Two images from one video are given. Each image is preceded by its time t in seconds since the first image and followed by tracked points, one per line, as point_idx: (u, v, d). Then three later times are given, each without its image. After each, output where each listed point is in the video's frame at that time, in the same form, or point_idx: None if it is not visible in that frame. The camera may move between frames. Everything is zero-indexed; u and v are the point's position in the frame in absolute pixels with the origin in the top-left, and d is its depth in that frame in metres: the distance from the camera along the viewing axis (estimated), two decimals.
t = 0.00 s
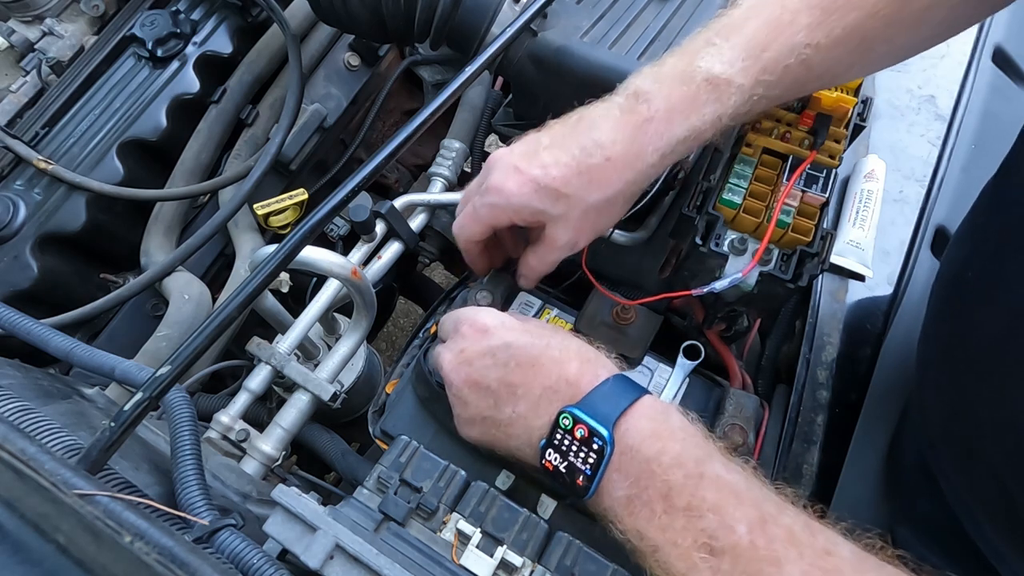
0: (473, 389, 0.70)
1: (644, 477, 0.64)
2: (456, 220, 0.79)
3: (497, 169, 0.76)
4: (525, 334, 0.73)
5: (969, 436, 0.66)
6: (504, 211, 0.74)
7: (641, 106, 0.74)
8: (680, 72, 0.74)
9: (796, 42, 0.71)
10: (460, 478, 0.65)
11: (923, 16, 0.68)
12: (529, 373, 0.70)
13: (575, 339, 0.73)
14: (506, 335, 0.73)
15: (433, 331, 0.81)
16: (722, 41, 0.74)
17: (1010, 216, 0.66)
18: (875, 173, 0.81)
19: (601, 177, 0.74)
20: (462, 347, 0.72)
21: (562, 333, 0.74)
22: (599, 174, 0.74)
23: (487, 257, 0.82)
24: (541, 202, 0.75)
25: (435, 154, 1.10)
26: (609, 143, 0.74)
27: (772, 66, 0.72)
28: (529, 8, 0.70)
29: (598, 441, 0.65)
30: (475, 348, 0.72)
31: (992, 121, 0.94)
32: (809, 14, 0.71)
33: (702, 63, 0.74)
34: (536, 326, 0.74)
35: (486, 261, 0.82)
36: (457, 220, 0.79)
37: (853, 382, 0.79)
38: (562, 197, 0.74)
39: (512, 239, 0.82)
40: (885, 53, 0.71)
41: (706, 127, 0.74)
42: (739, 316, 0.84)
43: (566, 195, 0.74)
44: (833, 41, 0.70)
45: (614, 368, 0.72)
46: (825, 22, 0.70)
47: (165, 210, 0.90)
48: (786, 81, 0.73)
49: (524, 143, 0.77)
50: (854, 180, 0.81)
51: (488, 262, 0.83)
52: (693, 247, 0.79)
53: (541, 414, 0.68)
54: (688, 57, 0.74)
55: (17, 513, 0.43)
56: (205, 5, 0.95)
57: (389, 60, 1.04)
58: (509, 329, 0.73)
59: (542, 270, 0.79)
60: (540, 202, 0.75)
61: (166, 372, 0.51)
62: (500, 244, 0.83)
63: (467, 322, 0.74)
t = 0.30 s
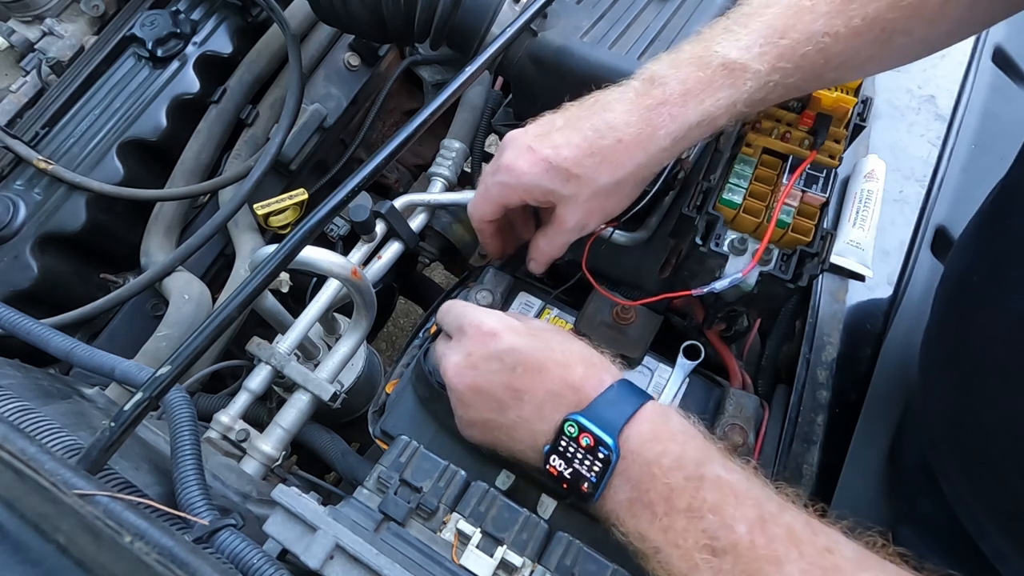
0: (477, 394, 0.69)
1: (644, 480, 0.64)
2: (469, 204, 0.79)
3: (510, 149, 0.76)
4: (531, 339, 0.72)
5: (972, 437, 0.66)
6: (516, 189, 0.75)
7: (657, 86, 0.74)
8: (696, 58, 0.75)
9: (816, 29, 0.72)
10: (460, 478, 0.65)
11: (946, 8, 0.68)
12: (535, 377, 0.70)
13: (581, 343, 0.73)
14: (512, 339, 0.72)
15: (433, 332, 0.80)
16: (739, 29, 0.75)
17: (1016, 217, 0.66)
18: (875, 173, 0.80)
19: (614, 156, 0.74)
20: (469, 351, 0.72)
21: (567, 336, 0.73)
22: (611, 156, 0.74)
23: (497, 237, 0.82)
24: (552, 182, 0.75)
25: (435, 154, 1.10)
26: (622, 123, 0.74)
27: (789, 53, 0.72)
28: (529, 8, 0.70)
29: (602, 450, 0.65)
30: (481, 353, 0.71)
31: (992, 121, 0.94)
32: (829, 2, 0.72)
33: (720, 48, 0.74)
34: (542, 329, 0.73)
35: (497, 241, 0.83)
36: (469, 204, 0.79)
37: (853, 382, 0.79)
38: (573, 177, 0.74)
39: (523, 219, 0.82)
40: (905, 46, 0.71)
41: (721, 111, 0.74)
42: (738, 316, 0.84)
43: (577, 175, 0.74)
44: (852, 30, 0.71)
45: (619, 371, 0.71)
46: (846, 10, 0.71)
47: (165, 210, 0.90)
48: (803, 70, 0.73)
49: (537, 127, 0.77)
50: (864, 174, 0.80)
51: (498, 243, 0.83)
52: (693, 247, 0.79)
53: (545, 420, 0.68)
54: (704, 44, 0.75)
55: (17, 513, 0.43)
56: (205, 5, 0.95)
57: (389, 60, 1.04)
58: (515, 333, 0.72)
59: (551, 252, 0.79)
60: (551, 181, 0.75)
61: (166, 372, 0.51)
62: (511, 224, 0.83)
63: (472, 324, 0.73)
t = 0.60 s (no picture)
0: (507, 393, 0.67)
1: (658, 470, 0.64)
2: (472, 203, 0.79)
3: (514, 146, 0.76)
4: (563, 339, 0.69)
5: (972, 436, 0.67)
6: (519, 186, 0.74)
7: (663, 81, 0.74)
8: (702, 54, 0.75)
9: (823, 26, 0.72)
10: (460, 478, 0.65)
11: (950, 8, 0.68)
12: (566, 378, 0.67)
13: (605, 341, 0.71)
14: (544, 339, 0.68)
15: (433, 331, 0.80)
16: (746, 25, 0.75)
17: (1016, 217, 0.66)
18: (876, 173, 0.80)
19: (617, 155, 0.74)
20: (501, 349, 0.68)
21: (591, 330, 0.71)
22: (615, 152, 0.74)
23: (502, 235, 0.81)
24: (556, 178, 0.74)
25: (435, 154, 1.10)
26: (627, 120, 0.74)
27: (796, 50, 0.72)
28: (530, 8, 0.70)
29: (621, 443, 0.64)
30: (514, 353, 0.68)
31: (992, 121, 0.94)
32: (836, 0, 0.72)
33: (727, 45, 0.74)
34: (567, 322, 0.71)
35: (501, 239, 0.82)
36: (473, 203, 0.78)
37: (852, 381, 0.79)
38: (577, 173, 0.74)
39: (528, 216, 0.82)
40: (911, 44, 0.71)
41: (728, 107, 0.74)
42: (739, 316, 0.84)
43: (581, 171, 0.74)
44: (859, 27, 0.71)
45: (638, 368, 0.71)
46: (853, 7, 0.71)
47: (165, 210, 0.90)
48: (810, 66, 0.72)
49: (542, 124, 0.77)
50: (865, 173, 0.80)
51: (502, 241, 0.82)
52: (693, 247, 0.79)
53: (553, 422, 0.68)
54: (710, 41, 0.75)
55: (17, 513, 0.43)
56: (205, 5, 0.95)
57: (388, 60, 1.04)
58: (548, 333, 0.69)
59: (553, 251, 0.78)
60: (555, 177, 0.74)
61: (166, 372, 0.51)
62: (515, 220, 0.82)
63: (499, 320, 0.69)
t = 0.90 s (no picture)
0: (528, 412, 0.67)
1: (680, 462, 0.64)
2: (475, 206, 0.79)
3: (514, 148, 0.76)
4: (574, 348, 0.66)
5: (971, 437, 0.67)
6: (519, 188, 0.74)
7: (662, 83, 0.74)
8: (701, 54, 0.75)
9: (821, 26, 0.72)
10: (460, 478, 0.65)
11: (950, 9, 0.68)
12: (583, 383, 0.66)
13: (613, 334, 0.69)
14: (555, 351, 0.66)
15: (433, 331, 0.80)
16: (745, 26, 0.75)
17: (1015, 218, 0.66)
18: (876, 173, 0.80)
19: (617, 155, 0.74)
20: (515, 373, 0.66)
21: (596, 327, 0.69)
22: (615, 152, 0.74)
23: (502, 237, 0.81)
24: (555, 179, 0.74)
25: (435, 154, 1.10)
26: (626, 120, 0.74)
27: (795, 50, 0.72)
28: (530, 8, 0.70)
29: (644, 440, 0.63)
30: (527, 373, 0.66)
31: (992, 120, 0.94)
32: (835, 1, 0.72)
33: (725, 46, 0.74)
34: (575, 319, 0.69)
35: (501, 241, 0.82)
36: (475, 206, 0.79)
37: (852, 381, 0.79)
38: (576, 174, 0.74)
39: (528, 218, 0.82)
40: (910, 46, 0.71)
41: (727, 107, 0.73)
42: (738, 316, 0.83)
43: (580, 172, 0.74)
44: (858, 28, 0.71)
45: (651, 357, 0.70)
46: (852, 7, 0.71)
47: (165, 210, 0.90)
48: (809, 66, 0.72)
49: (541, 127, 0.77)
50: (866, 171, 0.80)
51: (502, 243, 0.82)
52: (693, 247, 0.79)
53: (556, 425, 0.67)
54: (709, 41, 0.75)
55: (17, 513, 0.43)
56: (206, 5, 0.95)
57: (389, 60, 1.04)
58: (557, 343, 0.67)
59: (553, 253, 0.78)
60: (555, 179, 0.74)
61: (166, 372, 0.51)
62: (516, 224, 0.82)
63: (507, 345, 0.67)
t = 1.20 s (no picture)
0: (531, 424, 0.67)
1: (691, 480, 0.62)
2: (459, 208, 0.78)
3: (499, 148, 0.76)
4: (571, 364, 0.66)
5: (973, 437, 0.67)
6: (501, 186, 0.73)
7: (649, 82, 0.74)
8: (687, 53, 0.75)
9: (807, 24, 0.71)
10: (460, 478, 0.65)
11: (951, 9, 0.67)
12: (584, 399, 0.66)
13: (619, 341, 0.68)
14: (558, 367, 0.67)
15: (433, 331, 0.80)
16: (731, 25, 0.75)
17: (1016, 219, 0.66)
18: (875, 173, 0.81)
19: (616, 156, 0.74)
20: (511, 390, 0.67)
21: (600, 336, 0.68)
22: (601, 150, 0.73)
23: (484, 243, 0.81)
24: (539, 176, 0.73)
25: (435, 154, 1.10)
26: (612, 117, 0.73)
27: (781, 47, 0.72)
28: (530, 9, 0.70)
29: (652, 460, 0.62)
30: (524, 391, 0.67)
31: (992, 120, 0.94)
32: None
33: (710, 43, 0.74)
34: (583, 329, 0.68)
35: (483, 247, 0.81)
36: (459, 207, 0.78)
37: (852, 381, 0.79)
38: (561, 170, 0.73)
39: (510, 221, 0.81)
40: (901, 47, 0.70)
41: (712, 103, 0.73)
42: (738, 316, 0.83)
43: (564, 168, 0.73)
44: (846, 26, 0.70)
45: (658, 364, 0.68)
46: (840, 6, 0.70)
47: (165, 210, 0.90)
48: (797, 64, 0.72)
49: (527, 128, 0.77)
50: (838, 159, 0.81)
51: (484, 248, 0.81)
52: (693, 247, 0.79)
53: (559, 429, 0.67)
54: (695, 41, 0.75)
55: (17, 513, 0.43)
56: (205, 6, 0.95)
57: (388, 60, 1.04)
58: (554, 361, 0.67)
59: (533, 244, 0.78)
60: (537, 175, 0.73)
61: (166, 371, 0.51)
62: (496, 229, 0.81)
63: (507, 362, 0.68)
